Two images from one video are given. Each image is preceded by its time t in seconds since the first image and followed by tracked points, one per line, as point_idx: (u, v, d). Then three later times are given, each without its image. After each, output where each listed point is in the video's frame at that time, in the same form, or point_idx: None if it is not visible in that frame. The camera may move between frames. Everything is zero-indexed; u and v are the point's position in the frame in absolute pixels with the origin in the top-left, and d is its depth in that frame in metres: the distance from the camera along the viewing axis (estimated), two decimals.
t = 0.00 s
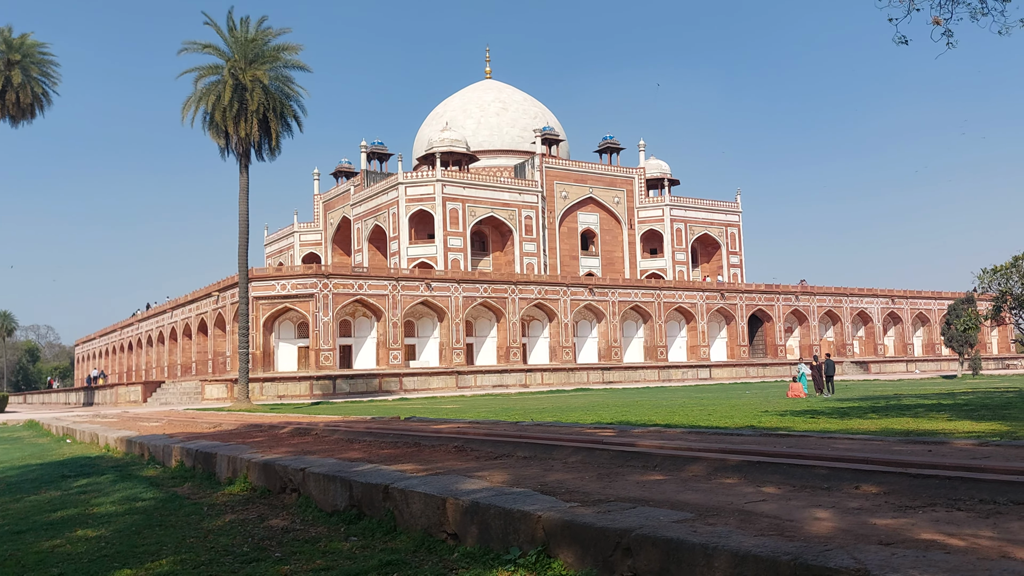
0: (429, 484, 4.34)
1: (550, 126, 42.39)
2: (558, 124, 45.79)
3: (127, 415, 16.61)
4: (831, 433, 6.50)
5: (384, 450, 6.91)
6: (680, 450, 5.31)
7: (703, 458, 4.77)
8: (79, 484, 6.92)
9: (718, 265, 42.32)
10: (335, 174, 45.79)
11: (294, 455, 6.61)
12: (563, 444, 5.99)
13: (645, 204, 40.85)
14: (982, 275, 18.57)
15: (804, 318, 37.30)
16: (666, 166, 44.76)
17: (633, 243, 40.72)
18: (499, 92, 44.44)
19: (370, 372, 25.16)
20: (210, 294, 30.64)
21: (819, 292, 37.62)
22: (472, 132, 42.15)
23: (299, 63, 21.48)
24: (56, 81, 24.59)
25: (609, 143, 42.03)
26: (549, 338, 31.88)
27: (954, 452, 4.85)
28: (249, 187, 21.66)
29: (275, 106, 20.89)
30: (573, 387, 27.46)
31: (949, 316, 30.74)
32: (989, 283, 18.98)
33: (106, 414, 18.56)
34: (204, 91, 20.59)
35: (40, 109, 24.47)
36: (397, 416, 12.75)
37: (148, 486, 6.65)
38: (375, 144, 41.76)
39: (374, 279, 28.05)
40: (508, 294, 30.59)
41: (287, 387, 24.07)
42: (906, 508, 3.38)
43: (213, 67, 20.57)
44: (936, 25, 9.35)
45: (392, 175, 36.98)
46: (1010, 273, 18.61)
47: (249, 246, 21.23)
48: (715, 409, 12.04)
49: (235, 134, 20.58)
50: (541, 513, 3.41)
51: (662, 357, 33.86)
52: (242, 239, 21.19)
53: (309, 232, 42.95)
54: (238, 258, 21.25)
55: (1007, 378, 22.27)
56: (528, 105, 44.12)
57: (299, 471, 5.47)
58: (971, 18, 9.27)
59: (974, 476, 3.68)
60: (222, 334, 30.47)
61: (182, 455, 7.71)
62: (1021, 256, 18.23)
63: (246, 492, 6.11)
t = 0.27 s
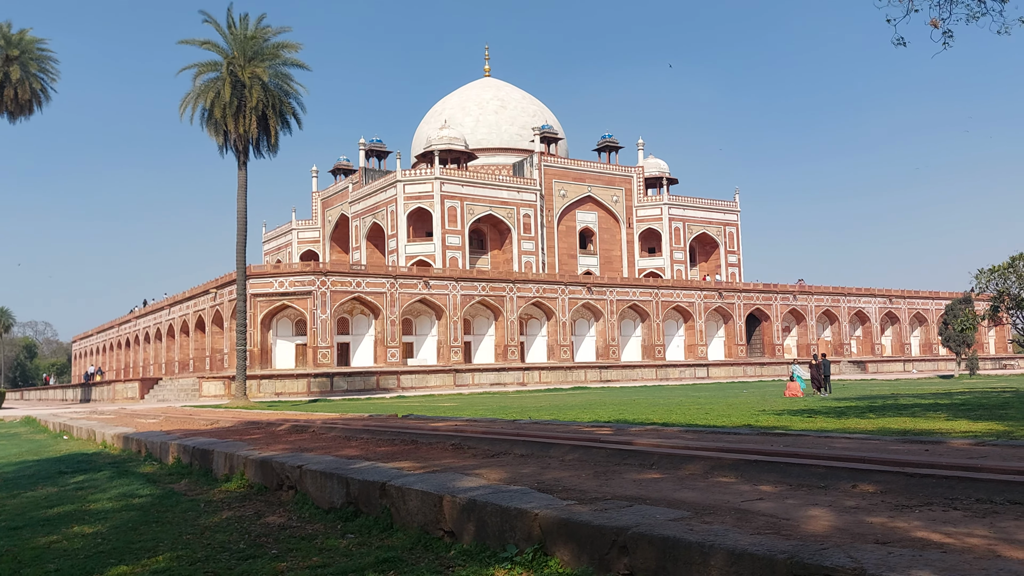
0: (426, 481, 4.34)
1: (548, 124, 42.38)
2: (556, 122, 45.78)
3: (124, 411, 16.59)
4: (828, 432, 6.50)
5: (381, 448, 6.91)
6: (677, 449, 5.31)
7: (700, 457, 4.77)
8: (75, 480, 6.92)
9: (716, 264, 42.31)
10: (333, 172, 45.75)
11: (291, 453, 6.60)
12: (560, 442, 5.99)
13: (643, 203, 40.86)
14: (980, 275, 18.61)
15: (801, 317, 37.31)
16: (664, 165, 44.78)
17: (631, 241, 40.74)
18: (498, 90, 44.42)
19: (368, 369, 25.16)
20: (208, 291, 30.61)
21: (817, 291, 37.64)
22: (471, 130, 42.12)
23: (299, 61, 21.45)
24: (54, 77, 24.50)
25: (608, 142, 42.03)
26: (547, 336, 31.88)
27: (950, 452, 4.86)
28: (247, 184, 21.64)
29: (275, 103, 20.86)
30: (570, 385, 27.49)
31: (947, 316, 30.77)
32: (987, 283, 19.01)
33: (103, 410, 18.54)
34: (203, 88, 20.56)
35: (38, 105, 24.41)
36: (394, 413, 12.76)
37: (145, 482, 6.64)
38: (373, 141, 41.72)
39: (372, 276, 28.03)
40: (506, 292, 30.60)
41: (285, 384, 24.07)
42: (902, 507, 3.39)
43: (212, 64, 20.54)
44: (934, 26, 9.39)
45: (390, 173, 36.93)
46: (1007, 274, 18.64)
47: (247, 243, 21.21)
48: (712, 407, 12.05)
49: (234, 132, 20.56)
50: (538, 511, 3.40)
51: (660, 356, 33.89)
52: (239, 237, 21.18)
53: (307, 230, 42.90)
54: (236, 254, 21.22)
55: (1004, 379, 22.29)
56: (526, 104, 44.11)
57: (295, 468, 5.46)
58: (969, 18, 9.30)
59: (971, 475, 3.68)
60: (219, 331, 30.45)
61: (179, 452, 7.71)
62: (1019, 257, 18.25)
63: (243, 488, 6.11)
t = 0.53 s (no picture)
0: (425, 479, 4.34)
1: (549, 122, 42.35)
2: (557, 120, 45.76)
3: (123, 408, 16.59)
4: (827, 431, 6.50)
5: (380, 445, 6.91)
6: (676, 447, 5.31)
7: (699, 456, 4.77)
8: (74, 476, 6.92)
9: (715, 263, 42.26)
10: (333, 169, 45.72)
11: (290, 449, 6.61)
12: (559, 440, 5.99)
13: (643, 202, 40.86)
14: (979, 275, 18.62)
15: (801, 316, 37.30)
16: (664, 164, 44.77)
17: (630, 240, 40.74)
18: (498, 88, 44.38)
19: (367, 367, 25.15)
20: (207, 287, 30.60)
21: (816, 290, 37.63)
22: (471, 128, 42.10)
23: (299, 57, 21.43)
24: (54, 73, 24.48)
25: (608, 140, 42.01)
26: (546, 334, 31.88)
27: (949, 452, 4.86)
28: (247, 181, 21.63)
29: (275, 100, 20.85)
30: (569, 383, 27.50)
31: (947, 316, 30.77)
32: (986, 283, 19.02)
33: (102, 406, 18.53)
34: (203, 84, 20.53)
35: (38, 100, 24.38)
36: (393, 411, 12.77)
37: (144, 478, 6.65)
38: (373, 138, 41.69)
39: (372, 274, 28.03)
40: (505, 290, 30.62)
41: (284, 381, 24.06)
42: (901, 506, 3.39)
43: (212, 60, 20.51)
44: (933, 27, 9.39)
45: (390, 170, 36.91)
46: (1006, 274, 18.65)
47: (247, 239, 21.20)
48: (711, 406, 12.05)
49: (234, 128, 20.54)
50: (537, 508, 3.41)
51: (659, 354, 33.90)
52: (239, 233, 21.17)
53: (306, 226, 42.88)
54: (236, 251, 21.21)
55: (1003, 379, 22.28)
56: (527, 101, 44.08)
57: (294, 465, 5.46)
58: (970, 19, 9.28)
59: (970, 474, 3.68)
60: (219, 328, 30.44)
61: (178, 448, 7.71)
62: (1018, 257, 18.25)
63: (242, 485, 6.12)
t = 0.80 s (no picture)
0: (423, 479, 4.34)
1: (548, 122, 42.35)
2: (556, 120, 45.76)
3: (121, 406, 16.58)
4: (825, 433, 6.51)
5: (378, 445, 6.90)
6: (673, 448, 5.32)
7: (697, 457, 4.78)
8: (72, 474, 6.92)
9: (714, 264, 42.25)
10: (332, 168, 45.69)
11: (289, 448, 6.60)
12: (557, 440, 5.99)
13: (642, 202, 40.87)
14: (977, 277, 18.65)
15: (799, 317, 37.33)
16: (663, 164, 44.78)
17: (629, 240, 40.75)
18: (498, 88, 44.37)
19: (366, 366, 25.15)
20: (206, 285, 30.56)
21: (815, 291, 37.66)
22: (471, 127, 42.09)
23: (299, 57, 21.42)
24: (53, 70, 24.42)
25: (607, 140, 42.01)
26: (545, 334, 31.90)
27: (946, 454, 4.86)
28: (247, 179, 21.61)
29: (275, 99, 20.84)
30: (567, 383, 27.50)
31: (945, 318, 30.81)
32: (984, 285, 19.04)
33: (100, 404, 18.52)
34: (203, 82, 20.51)
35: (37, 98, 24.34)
36: (391, 410, 12.78)
37: (142, 477, 6.64)
38: (372, 138, 41.66)
39: (370, 273, 28.03)
40: (504, 289, 30.62)
41: (282, 379, 24.05)
42: (898, 508, 3.40)
43: (212, 59, 20.50)
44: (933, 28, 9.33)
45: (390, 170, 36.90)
46: (1004, 276, 18.67)
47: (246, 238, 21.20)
48: (709, 406, 12.08)
49: (234, 127, 20.53)
50: (534, 509, 3.41)
51: (658, 355, 33.90)
52: (239, 232, 21.15)
53: (305, 225, 42.85)
54: (235, 249, 21.20)
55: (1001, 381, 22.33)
56: (526, 101, 44.07)
57: (292, 464, 5.46)
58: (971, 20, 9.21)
59: (967, 477, 3.69)
60: (217, 326, 30.43)
61: (176, 447, 7.70)
62: (1016, 259, 18.26)
63: (240, 484, 6.11)
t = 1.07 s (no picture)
0: (421, 478, 4.33)
1: (547, 121, 42.34)
2: (555, 119, 45.74)
3: (119, 404, 16.57)
4: (823, 432, 6.51)
5: (377, 444, 6.90)
6: (671, 447, 5.31)
7: (695, 456, 4.77)
8: (71, 472, 6.92)
9: (713, 264, 42.23)
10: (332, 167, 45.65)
11: (287, 447, 6.60)
12: (555, 439, 5.99)
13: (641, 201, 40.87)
14: (976, 277, 18.66)
15: (798, 317, 37.33)
16: (663, 164, 44.78)
17: (628, 239, 40.76)
18: (497, 87, 44.35)
19: (364, 364, 25.14)
20: (205, 284, 30.54)
21: (814, 291, 37.68)
22: (470, 126, 42.07)
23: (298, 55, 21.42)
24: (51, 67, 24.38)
25: (607, 139, 42.00)
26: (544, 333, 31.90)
27: (944, 453, 4.86)
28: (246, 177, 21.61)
29: (274, 98, 20.84)
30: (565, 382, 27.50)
31: (943, 318, 30.83)
32: (983, 285, 19.04)
33: (97, 402, 18.50)
34: (203, 80, 20.50)
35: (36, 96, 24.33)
36: (389, 409, 12.79)
37: (140, 475, 6.64)
38: (372, 136, 41.63)
39: (369, 272, 28.02)
40: (503, 288, 30.62)
41: (280, 378, 24.04)
42: (897, 508, 3.40)
43: (211, 57, 20.49)
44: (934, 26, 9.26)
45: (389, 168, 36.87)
46: (1003, 276, 18.68)
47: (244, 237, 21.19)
48: (707, 406, 12.08)
49: (233, 125, 20.53)
50: (533, 508, 3.41)
51: (657, 355, 33.90)
52: (238, 230, 21.14)
53: (304, 224, 42.82)
54: (234, 247, 21.18)
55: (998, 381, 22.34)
56: (526, 100, 44.05)
57: (291, 463, 5.46)
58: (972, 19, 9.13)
59: (965, 476, 3.69)
60: (216, 325, 30.41)
61: (175, 445, 7.69)
62: (1015, 259, 18.27)
63: (239, 482, 6.11)
